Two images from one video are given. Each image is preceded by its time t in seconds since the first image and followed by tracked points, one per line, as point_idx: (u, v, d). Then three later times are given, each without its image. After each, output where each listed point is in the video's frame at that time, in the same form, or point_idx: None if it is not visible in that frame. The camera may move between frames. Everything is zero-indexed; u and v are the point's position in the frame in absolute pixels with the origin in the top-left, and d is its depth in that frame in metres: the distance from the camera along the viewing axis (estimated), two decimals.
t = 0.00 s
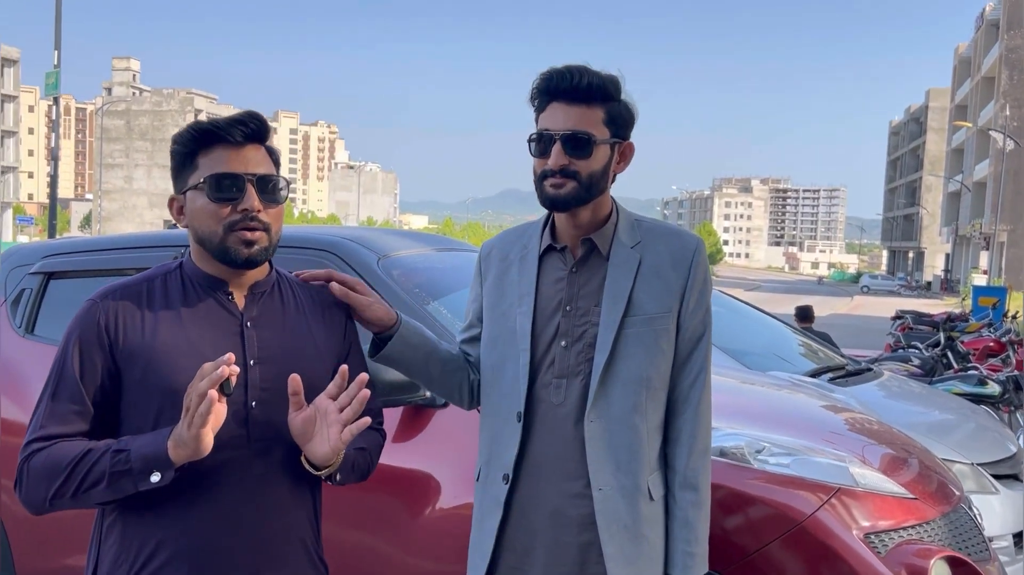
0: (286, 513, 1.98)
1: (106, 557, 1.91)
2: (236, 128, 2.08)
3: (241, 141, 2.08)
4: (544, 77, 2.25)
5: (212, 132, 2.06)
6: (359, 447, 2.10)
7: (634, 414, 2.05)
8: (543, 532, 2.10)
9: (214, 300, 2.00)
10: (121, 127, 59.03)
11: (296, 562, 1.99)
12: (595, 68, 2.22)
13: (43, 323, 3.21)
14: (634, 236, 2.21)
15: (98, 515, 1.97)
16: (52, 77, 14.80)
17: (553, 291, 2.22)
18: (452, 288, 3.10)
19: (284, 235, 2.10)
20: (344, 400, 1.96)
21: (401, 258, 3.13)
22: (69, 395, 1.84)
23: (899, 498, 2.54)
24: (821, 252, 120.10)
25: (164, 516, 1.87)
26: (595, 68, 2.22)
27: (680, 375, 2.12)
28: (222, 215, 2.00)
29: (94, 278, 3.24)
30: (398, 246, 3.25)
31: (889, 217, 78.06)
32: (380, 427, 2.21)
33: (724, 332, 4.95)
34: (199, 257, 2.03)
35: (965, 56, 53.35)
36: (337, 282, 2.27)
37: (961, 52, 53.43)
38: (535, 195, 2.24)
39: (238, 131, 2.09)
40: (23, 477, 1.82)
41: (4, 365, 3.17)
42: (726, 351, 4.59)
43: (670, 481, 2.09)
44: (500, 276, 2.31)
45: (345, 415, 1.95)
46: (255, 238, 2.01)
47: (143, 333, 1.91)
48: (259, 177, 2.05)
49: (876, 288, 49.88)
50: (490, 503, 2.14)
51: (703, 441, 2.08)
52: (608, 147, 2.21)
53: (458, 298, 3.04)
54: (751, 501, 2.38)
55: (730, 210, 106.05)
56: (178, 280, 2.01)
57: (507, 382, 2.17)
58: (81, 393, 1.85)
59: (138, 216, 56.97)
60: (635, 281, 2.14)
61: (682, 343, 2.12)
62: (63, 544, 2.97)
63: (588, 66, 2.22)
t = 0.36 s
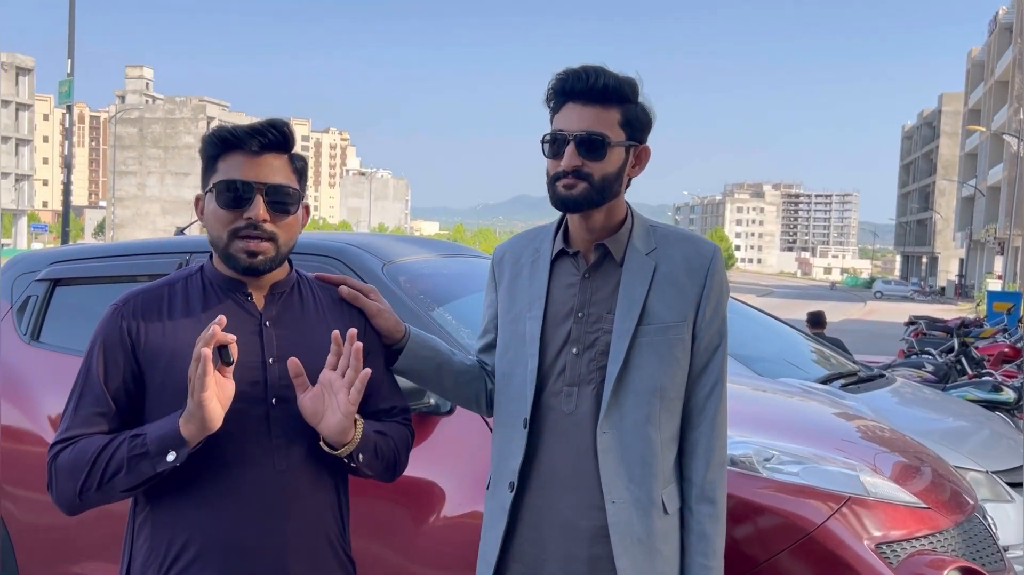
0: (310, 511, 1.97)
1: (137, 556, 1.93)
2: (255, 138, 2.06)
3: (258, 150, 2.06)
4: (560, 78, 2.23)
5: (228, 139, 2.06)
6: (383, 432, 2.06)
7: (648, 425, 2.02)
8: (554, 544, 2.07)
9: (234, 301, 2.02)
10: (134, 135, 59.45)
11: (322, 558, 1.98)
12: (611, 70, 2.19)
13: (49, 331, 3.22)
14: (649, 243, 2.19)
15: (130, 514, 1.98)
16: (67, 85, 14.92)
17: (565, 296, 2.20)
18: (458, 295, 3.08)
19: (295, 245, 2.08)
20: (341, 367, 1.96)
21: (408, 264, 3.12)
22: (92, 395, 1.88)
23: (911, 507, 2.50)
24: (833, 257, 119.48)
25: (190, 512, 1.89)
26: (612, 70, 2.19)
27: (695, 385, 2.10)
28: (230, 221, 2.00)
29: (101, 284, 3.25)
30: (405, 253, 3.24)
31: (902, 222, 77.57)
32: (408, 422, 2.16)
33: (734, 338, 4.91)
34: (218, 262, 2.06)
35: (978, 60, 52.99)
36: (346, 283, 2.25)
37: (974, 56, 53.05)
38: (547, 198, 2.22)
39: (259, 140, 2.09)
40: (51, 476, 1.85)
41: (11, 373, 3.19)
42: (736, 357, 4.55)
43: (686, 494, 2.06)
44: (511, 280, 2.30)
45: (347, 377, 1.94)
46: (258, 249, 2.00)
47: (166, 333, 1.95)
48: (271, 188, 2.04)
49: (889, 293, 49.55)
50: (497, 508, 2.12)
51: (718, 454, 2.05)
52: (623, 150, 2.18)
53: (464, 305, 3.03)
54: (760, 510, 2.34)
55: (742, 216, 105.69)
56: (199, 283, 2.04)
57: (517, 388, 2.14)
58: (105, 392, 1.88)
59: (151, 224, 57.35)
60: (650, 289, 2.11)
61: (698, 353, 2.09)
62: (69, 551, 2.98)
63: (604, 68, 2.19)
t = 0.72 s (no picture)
0: (326, 518, 1.96)
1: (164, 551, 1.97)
2: (295, 141, 2.09)
3: (299, 151, 2.09)
4: (575, 86, 2.24)
5: (268, 144, 2.09)
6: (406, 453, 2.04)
7: (664, 435, 2.00)
8: (572, 551, 2.10)
9: (273, 307, 2.03)
10: (144, 143, 59.78)
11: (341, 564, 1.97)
12: (624, 71, 2.20)
13: (57, 337, 3.23)
14: (672, 249, 2.17)
15: (164, 508, 2.02)
16: (77, 93, 15.00)
17: (586, 301, 2.21)
18: (461, 301, 3.08)
19: (336, 244, 2.09)
20: (369, 402, 1.91)
21: (416, 270, 3.12)
22: (131, 394, 1.94)
23: (923, 514, 2.46)
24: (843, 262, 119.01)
25: (216, 513, 1.91)
26: (624, 71, 2.20)
27: (718, 395, 2.06)
28: (272, 221, 2.03)
29: (109, 291, 3.26)
30: (413, 258, 3.24)
31: (912, 227, 77.21)
32: (435, 439, 2.14)
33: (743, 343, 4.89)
34: (261, 266, 2.08)
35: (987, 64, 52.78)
36: (390, 297, 2.21)
37: (984, 60, 52.87)
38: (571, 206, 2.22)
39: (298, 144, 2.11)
40: (91, 466, 1.94)
41: (19, 379, 3.20)
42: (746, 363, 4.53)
43: (708, 505, 2.03)
44: (537, 284, 2.32)
45: (370, 415, 1.89)
46: (299, 246, 2.02)
47: (205, 332, 1.97)
48: (310, 188, 2.06)
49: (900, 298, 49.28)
50: (518, 513, 2.16)
51: (742, 466, 2.01)
52: (644, 150, 2.18)
53: (472, 310, 3.05)
54: (769, 517, 2.32)
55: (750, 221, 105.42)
56: (242, 286, 2.06)
57: (537, 394, 2.19)
58: (144, 391, 1.95)
59: (161, 231, 57.62)
60: (670, 297, 2.10)
61: (720, 361, 2.06)
62: (76, 558, 2.99)
63: (617, 70, 2.20)
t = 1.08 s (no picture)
0: (338, 525, 1.95)
1: (181, 552, 1.98)
2: (323, 153, 2.11)
3: (326, 164, 2.10)
4: (584, 94, 2.24)
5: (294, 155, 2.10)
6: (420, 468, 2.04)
7: (681, 438, 2.00)
8: (587, 554, 2.09)
9: (296, 316, 2.03)
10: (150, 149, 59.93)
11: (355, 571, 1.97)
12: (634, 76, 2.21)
13: (64, 344, 3.25)
14: (688, 252, 2.17)
15: (182, 511, 2.03)
16: (82, 100, 15.07)
17: (601, 305, 2.21)
18: (467, 308, 3.08)
19: (361, 254, 2.09)
20: (388, 422, 1.90)
21: (422, 275, 3.14)
22: (155, 398, 1.95)
23: (930, 520, 2.45)
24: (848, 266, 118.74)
25: (235, 517, 1.91)
26: (634, 76, 2.21)
27: (735, 398, 2.07)
28: (299, 231, 2.04)
29: (115, 298, 3.28)
30: (419, 264, 3.25)
31: (917, 230, 77.02)
32: (449, 452, 2.15)
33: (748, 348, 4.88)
34: (287, 275, 2.08)
35: (992, 68, 52.70)
36: (412, 311, 2.20)
37: (989, 63, 52.74)
38: (594, 211, 2.21)
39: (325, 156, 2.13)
40: (114, 468, 1.94)
41: (25, 386, 3.21)
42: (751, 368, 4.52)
43: (727, 509, 2.03)
44: (552, 288, 2.34)
45: (389, 436, 1.89)
46: (327, 256, 2.03)
47: (228, 339, 1.99)
48: (338, 199, 2.07)
49: (906, 302, 49.15)
50: (534, 516, 2.16)
51: (760, 469, 2.01)
52: (661, 152, 2.20)
53: (476, 316, 3.06)
54: (775, 523, 2.33)
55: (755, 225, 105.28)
56: (267, 294, 2.07)
57: (553, 397, 2.19)
58: (169, 395, 1.96)
59: (166, 237, 57.75)
60: (686, 300, 2.10)
61: (737, 365, 2.06)
62: (82, 564, 2.99)
63: (627, 76, 2.21)
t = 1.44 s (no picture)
0: (344, 527, 1.96)
1: (188, 556, 1.98)
2: (326, 161, 2.12)
3: (329, 171, 2.11)
4: (586, 99, 2.25)
5: (297, 162, 2.11)
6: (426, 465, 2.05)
7: (684, 439, 2.01)
8: (592, 556, 2.10)
9: (299, 320, 2.04)
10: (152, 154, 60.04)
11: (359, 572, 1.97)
12: (634, 81, 2.22)
13: (65, 348, 3.26)
14: (691, 254, 2.17)
15: (188, 515, 2.04)
16: (85, 105, 15.10)
17: (605, 307, 2.21)
18: (468, 311, 3.09)
19: (363, 259, 2.10)
20: (391, 410, 1.91)
21: (422, 279, 3.14)
22: (160, 403, 1.96)
23: (931, 522, 2.45)
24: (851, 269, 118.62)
25: (243, 517, 1.92)
26: (635, 81, 2.22)
27: (738, 399, 2.07)
28: (301, 237, 2.04)
29: (117, 302, 3.29)
30: (419, 268, 3.25)
31: (920, 233, 76.92)
32: (454, 452, 2.15)
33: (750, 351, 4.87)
34: (289, 280, 2.09)
35: (994, 70, 52.67)
36: (411, 314, 2.21)
37: (991, 65, 52.71)
38: (597, 214, 2.21)
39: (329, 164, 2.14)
40: (120, 474, 1.95)
41: (27, 391, 3.22)
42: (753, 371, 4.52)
43: (729, 510, 2.04)
44: (555, 290, 2.34)
45: (392, 424, 1.90)
46: (327, 260, 2.03)
47: (231, 344, 2.00)
48: (339, 206, 2.07)
49: (908, 304, 49.08)
50: (539, 519, 2.17)
51: (762, 470, 2.02)
52: (663, 156, 2.21)
53: (477, 319, 3.06)
54: (775, 526, 2.34)
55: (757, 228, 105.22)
56: (269, 299, 2.08)
57: (557, 399, 2.19)
58: (174, 399, 1.96)
59: (169, 241, 57.84)
60: (689, 302, 2.10)
61: (740, 367, 2.07)
62: (84, 567, 3.00)
63: (628, 80, 2.22)
